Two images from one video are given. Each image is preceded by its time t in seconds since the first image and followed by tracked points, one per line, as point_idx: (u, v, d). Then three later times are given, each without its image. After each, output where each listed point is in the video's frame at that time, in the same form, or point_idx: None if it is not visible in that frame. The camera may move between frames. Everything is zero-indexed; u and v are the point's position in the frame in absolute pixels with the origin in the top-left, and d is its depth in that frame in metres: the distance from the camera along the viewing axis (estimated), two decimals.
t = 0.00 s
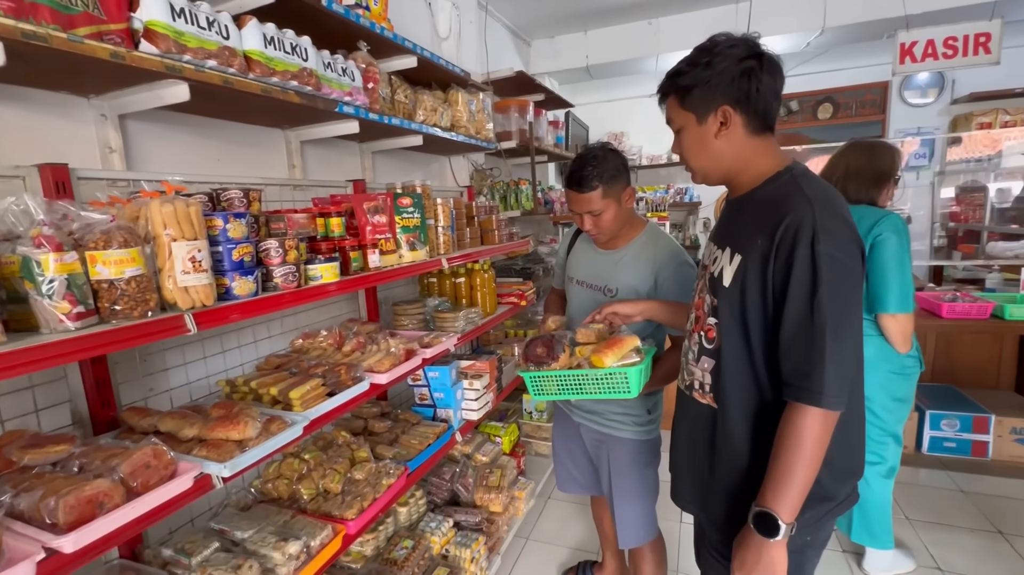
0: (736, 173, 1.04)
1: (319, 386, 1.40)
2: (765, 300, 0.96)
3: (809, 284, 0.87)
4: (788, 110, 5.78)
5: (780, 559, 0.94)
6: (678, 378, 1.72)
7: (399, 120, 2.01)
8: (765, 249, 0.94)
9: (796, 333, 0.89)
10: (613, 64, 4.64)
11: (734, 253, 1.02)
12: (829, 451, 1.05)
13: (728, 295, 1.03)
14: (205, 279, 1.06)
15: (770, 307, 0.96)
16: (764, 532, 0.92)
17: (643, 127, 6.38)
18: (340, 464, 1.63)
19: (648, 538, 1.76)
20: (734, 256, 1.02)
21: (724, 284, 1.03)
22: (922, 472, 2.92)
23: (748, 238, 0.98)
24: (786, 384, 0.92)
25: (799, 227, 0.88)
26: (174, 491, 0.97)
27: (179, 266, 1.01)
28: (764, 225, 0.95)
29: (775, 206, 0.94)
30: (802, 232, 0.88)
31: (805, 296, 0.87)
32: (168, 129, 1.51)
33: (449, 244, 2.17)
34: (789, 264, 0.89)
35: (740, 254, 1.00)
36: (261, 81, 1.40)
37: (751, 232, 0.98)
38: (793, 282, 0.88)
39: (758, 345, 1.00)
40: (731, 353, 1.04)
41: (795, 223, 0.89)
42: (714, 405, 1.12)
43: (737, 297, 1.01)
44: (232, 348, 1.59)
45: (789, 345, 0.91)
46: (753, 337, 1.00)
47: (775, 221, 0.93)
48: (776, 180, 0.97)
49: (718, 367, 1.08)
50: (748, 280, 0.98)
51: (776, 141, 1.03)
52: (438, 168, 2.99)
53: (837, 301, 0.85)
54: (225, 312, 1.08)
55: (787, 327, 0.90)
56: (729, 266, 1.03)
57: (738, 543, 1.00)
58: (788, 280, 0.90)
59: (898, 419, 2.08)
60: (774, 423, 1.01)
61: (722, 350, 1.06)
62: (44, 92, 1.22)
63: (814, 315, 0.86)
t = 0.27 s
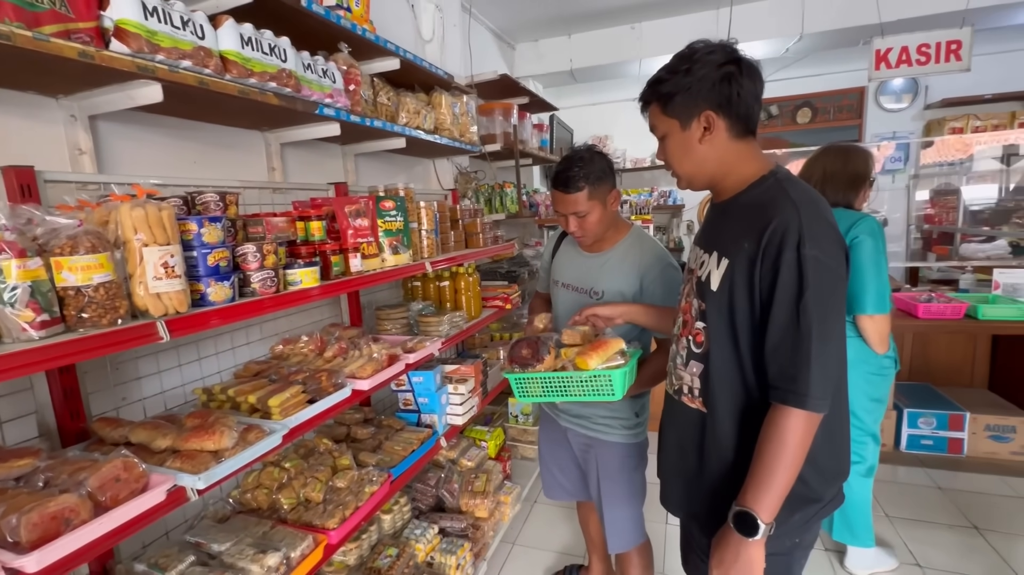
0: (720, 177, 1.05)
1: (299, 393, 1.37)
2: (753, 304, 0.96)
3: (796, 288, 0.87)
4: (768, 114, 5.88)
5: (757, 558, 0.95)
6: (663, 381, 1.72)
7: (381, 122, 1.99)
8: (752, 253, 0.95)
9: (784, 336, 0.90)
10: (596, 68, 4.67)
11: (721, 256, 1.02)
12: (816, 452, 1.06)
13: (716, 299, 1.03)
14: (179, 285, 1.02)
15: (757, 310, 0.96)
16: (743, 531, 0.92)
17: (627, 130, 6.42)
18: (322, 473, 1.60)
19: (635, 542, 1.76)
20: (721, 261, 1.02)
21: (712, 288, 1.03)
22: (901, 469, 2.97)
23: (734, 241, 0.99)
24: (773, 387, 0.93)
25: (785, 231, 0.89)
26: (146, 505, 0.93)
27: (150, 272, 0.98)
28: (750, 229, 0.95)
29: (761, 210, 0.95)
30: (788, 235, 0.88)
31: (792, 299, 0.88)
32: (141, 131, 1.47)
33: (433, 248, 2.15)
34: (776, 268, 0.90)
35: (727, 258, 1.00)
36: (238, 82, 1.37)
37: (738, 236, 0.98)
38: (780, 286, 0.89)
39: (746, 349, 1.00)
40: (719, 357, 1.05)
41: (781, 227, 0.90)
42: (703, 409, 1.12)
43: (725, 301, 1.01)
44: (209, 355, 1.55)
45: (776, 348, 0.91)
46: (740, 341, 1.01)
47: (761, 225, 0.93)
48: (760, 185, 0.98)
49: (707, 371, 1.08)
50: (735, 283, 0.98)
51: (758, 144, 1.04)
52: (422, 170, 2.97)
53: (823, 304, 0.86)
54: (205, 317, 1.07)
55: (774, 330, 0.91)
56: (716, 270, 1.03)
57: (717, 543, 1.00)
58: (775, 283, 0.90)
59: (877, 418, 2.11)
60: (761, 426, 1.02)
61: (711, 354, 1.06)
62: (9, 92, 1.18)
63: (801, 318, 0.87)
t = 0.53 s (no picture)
0: (709, 179, 1.05)
1: (279, 399, 1.34)
2: (745, 304, 0.97)
3: (789, 288, 0.88)
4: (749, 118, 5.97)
5: (746, 558, 0.95)
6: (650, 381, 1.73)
7: (364, 122, 1.96)
8: (744, 254, 0.95)
9: (776, 336, 0.90)
10: (580, 71, 4.69)
11: (712, 257, 1.02)
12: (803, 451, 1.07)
13: (707, 300, 1.03)
14: (153, 289, 0.99)
15: (749, 311, 0.97)
16: (732, 530, 0.92)
17: (611, 133, 6.47)
18: (304, 480, 1.56)
19: (623, 544, 1.75)
20: (712, 261, 1.02)
21: (703, 289, 1.04)
22: (880, 466, 3.03)
23: (726, 242, 0.99)
24: (765, 387, 0.93)
25: (777, 231, 0.89)
26: (119, 518, 0.90)
27: (122, 276, 0.95)
28: (742, 230, 0.96)
29: (752, 211, 0.95)
30: (780, 236, 0.89)
31: (784, 299, 0.89)
32: (114, 130, 1.42)
33: (418, 250, 2.13)
34: (769, 268, 0.90)
35: (719, 259, 1.00)
36: (215, 81, 1.34)
37: (729, 237, 0.98)
38: (773, 286, 0.89)
39: (737, 349, 1.00)
40: (710, 357, 1.05)
41: (773, 228, 0.90)
42: (692, 410, 1.12)
43: (717, 302, 1.01)
44: (186, 360, 1.51)
45: (769, 348, 0.92)
46: (732, 342, 1.01)
47: (753, 225, 0.94)
48: (750, 186, 0.99)
49: (697, 372, 1.08)
50: (727, 284, 0.99)
51: (745, 144, 1.05)
52: (405, 172, 2.94)
53: (815, 304, 0.87)
54: (184, 322, 1.04)
55: (767, 330, 0.91)
56: (707, 270, 1.03)
57: (706, 544, 1.00)
58: (767, 284, 0.91)
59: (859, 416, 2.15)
60: (750, 426, 1.03)
61: (701, 355, 1.06)
62: None
63: (794, 318, 0.88)
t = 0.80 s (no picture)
0: (696, 190, 1.07)
1: (264, 410, 1.32)
2: (736, 314, 0.98)
3: (781, 298, 0.90)
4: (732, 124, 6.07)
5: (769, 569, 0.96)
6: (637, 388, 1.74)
7: (350, 130, 1.96)
8: (735, 264, 0.96)
9: (770, 346, 0.92)
10: (567, 78, 4.73)
11: (702, 267, 1.04)
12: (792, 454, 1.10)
13: (698, 310, 1.04)
14: (133, 301, 0.98)
15: (740, 320, 0.98)
16: (754, 546, 0.94)
17: (597, 139, 6.52)
18: (289, 491, 1.55)
19: (612, 550, 1.76)
20: (702, 271, 1.03)
21: (694, 299, 1.05)
22: (863, 467, 3.08)
23: (716, 253, 1.00)
24: (761, 395, 0.95)
25: (768, 243, 0.91)
26: (99, 535, 0.88)
27: (102, 288, 0.93)
28: (733, 241, 0.97)
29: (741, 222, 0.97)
30: (771, 247, 0.91)
31: (777, 309, 0.90)
32: (93, 138, 1.40)
33: (405, 257, 2.13)
34: (761, 278, 0.92)
35: (709, 269, 1.01)
36: (198, 89, 1.33)
37: (719, 248, 1.00)
38: (766, 296, 0.91)
39: (729, 358, 1.02)
40: (702, 366, 1.06)
41: (764, 239, 0.92)
42: (682, 418, 1.13)
43: (708, 311, 1.03)
44: (168, 372, 1.48)
45: (763, 357, 0.93)
46: (723, 350, 1.02)
47: (743, 236, 0.95)
48: (738, 197, 1.01)
49: (687, 380, 1.09)
50: (718, 293, 1.00)
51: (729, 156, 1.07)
52: (392, 178, 2.94)
53: (807, 313, 0.89)
54: (168, 333, 1.03)
55: (760, 340, 0.93)
56: (697, 280, 1.05)
57: (727, 557, 1.01)
58: (760, 294, 0.93)
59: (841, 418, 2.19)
60: (744, 432, 1.04)
61: (692, 364, 1.07)
62: None
63: (787, 327, 0.90)
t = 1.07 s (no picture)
0: (682, 197, 1.08)
1: (245, 419, 1.30)
2: (727, 321, 0.99)
3: (772, 305, 0.91)
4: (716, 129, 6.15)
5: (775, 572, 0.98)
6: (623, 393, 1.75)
7: (333, 134, 1.94)
8: (725, 271, 0.97)
9: (762, 353, 0.93)
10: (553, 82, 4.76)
11: (690, 274, 1.04)
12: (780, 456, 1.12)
13: (688, 316, 1.05)
14: (108, 309, 0.96)
15: (730, 327, 0.99)
16: (759, 553, 0.95)
17: (584, 143, 6.56)
18: (271, 500, 1.52)
19: (599, 555, 1.76)
20: (691, 278, 1.04)
21: (683, 305, 1.06)
22: (844, 467, 3.13)
23: (704, 260, 1.01)
24: (755, 402, 0.96)
25: (758, 251, 0.92)
26: (71, 550, 0.86)
27: (75, 297, 0.91)
28: (722, 248, 0.98)
29: (729, 230, 0.98)
30: (761, 255, 0.92)
31: (768, 316, 0.92)
32: (68, 142, 1.38)
33: (389, 262, 2.12)
34: (751, 286, 0.93)
35: (697, 276, 1.02)
36: (176, 93, 1.31)
37: (708, 255, 1.01)
38: (757, 304, 0.92)
39: (720, 364, 1.03)
40: (693, 372, 1.07)
41: (753, 247, 0.93)
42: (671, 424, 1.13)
43: (698, 317, 1.04)
44: (146, 380, 1.46)
45: (755, 364, 0.94)
46: (713, 357, 1.03)
47: (732, 244, 0.96)
48: (725, 205, 1.02)
49: (677, 387, 1.10)
50: (707, 300, 1.01)
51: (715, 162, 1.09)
52: (378, 183, 2.92)
53: (797, 321, 0.90)
54: (150, 340, 1.02)
55: (752, 347, 0.94)
56: (686, 287, 1.05)
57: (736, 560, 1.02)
58: (750, 302, 0.94)
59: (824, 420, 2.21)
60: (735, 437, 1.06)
61: (683, 370, 1.08)
62: None
63: (779, 335, 0.91)
